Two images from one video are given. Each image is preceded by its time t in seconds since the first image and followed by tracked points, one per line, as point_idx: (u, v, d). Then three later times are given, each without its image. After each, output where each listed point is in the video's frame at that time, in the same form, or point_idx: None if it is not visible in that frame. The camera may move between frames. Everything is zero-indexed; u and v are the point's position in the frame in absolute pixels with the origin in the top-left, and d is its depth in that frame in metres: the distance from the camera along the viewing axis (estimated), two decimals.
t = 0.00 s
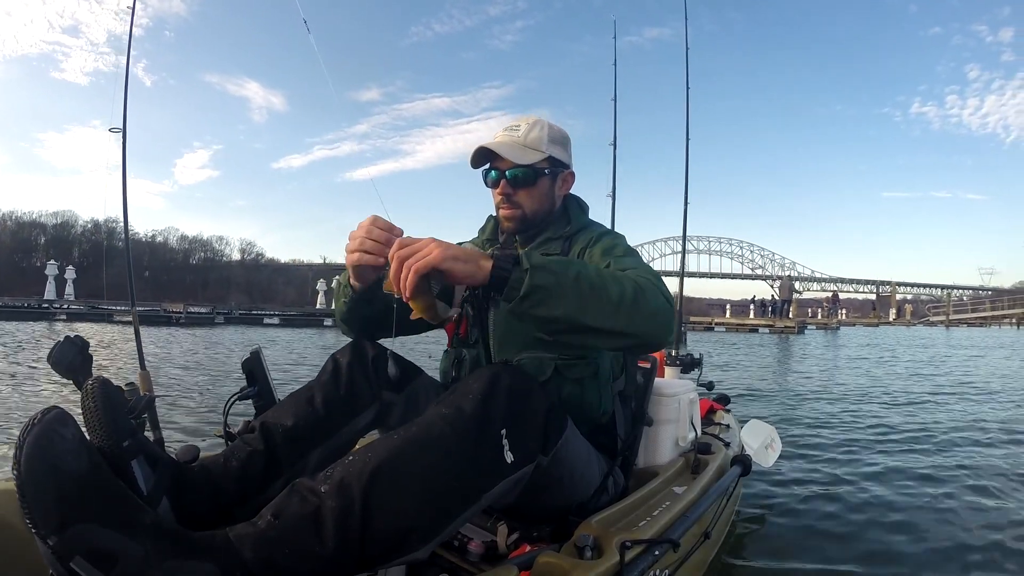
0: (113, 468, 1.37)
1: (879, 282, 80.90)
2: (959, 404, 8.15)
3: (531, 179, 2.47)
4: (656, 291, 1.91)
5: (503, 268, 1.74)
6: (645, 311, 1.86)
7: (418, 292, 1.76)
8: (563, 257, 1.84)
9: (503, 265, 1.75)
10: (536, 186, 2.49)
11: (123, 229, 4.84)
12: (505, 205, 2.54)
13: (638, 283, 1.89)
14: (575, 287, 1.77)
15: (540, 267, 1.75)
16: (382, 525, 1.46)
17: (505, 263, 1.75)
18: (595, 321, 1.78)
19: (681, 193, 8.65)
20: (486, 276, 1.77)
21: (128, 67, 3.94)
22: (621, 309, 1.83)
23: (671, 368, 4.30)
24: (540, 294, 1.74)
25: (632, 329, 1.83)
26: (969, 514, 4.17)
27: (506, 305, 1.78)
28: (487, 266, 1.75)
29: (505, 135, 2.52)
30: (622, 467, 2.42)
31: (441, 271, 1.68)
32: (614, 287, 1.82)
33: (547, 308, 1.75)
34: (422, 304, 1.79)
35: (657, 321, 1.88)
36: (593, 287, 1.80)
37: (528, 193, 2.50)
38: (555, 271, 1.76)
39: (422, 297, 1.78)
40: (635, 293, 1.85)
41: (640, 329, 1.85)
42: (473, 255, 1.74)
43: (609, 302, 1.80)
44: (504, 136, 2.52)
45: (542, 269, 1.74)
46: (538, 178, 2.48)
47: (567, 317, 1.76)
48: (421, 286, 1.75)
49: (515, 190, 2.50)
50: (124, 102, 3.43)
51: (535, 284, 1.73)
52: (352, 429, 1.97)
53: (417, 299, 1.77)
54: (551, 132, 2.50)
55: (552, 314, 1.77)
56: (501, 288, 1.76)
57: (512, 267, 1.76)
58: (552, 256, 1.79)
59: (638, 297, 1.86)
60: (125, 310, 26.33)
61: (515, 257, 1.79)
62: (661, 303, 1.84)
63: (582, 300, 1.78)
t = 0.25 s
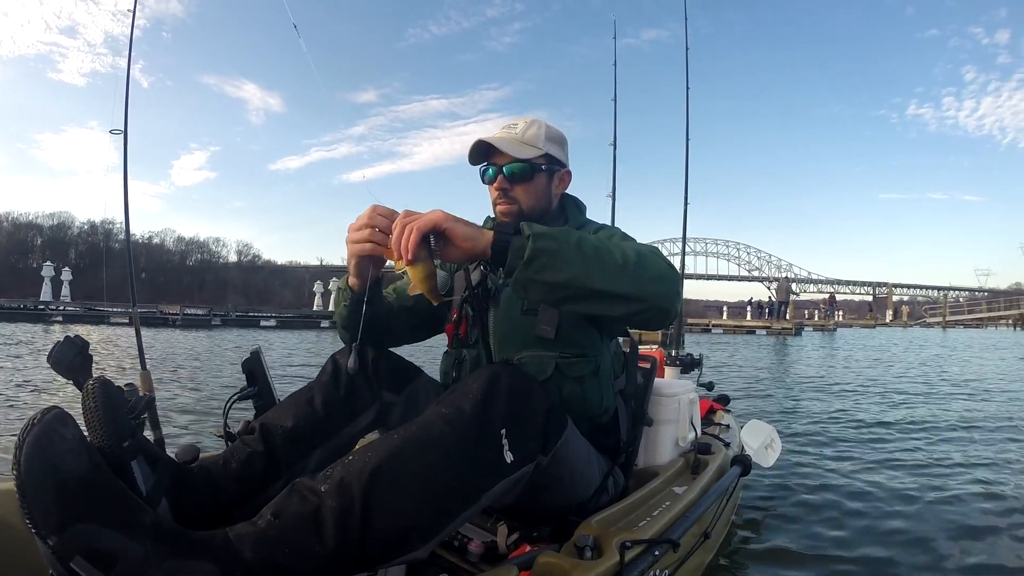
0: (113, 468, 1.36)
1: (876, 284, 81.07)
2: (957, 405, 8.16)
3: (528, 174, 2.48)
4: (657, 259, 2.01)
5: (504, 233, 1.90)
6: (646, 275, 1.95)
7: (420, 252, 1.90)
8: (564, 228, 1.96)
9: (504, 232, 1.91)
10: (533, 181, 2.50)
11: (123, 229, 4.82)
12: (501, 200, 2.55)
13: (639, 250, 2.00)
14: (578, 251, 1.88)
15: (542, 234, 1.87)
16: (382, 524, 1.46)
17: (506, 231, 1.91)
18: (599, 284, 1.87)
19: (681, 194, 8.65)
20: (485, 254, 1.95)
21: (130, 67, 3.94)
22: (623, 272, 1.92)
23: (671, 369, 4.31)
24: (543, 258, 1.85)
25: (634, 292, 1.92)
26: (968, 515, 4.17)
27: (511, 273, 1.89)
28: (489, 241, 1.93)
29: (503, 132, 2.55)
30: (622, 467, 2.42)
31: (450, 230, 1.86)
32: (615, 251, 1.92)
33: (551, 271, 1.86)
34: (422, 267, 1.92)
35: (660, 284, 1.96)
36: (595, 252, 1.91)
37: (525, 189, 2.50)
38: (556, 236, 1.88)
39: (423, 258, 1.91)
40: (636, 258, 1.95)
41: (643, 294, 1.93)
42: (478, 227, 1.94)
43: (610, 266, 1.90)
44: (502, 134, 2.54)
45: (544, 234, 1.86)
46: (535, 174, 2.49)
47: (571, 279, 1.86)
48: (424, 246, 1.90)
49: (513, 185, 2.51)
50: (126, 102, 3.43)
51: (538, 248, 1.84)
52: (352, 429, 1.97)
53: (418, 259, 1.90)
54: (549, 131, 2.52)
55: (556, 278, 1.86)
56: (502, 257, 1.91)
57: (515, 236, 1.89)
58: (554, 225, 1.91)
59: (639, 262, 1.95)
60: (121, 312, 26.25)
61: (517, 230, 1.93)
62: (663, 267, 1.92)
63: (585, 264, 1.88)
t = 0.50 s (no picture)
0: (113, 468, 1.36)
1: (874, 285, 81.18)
2: (955, 406, 8.18)
3: (526, 172, 2.48)
4: (657, 254, 2.01)
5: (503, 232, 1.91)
6: (646, 270, 1.95)
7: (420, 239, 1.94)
8: (564, 224, 1.97)
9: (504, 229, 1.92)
10: (530, 179, 2.50)
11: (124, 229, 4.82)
12: (499, 198, 2.56)
13: (639, 246, 2.00)
14: (577, 246, 1.88)
15: (541, 230, 1.87)
16: (382, 523, 1.46)
17: (506, 226, 1.93)
18: (598, 279, 1.88)
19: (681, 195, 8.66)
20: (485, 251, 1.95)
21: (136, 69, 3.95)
22: (624, 268, 1.93)
23: (671, 369, 4.31)
24: (543, 253, 1.86)
25: (634, 287, 1.92)
26: (967, 516, 4.18)
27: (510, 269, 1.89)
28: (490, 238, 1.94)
29: (501, 131, 2.56)
30: (622, 467, 2.42)
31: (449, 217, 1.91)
32: (614, 246, 1.92)
33: (551, 267, 1.86)
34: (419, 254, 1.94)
35: (661, 280, 1.96)
36: (595, 248, 1.91)
37: (522, 186, 2.50)
38: (556, 232, 1.88)
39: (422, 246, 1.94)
40: (636, 253, 1.95)
41: (643, 290, 1.93)
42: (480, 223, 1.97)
43: (610, 261, 1.90)
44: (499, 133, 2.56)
45: (543, 230, 1.86)
46: (532, 172, 2.49)
47: (570, 274, 1.87)
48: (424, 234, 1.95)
49: (510, 183, 2.51)
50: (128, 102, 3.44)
51: (537, 243, 1.85)
52: (352, 431, 1.96)
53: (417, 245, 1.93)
54: (546, 130, 2.53)
55: (555, 273, 1.87)
56: (501, 253, 1.92)
57: (514, 232, 1.90)
58: (553, 221, 1.92)
59: (639, 257, 1.95)
60: (119, 311, 26.22)
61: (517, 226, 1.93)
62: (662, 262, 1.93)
63: (584, 259, 1.89)
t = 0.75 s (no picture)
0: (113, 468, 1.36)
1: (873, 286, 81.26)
2: (953, 407, 8.19)
3: (520, 170, 2.49)
4: (657, 256, 2.01)
5: (502, 232, 1.90)
6: (646, 272, 1.95)
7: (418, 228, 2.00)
8: (564, 225, 1.97)
9: (503, 229, 1.92)
10: (525, 177, 2.50)
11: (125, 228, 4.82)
12: (494, 198, 2.56)
13: (638, 247, 2.00)
14: (577, 247, 1.88)
15: (541, 230, 1.87)
16: (382, 522, 1.46)
17: (505, 225, 1.94)
18: (597, 280, 1.88)
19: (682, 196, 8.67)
20: (481, 248, 1.95)
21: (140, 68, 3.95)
22: (623, 269, 1.93)
23: (671, 369, 4.32)
24: (542, 254, 1.86)
25: (633, 289, 1.92)
26: (966, 518, 4.18)
27: (509, 270, 1.89)
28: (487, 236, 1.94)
29: (493, 132, 2.58)
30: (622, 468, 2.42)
31: (448, 208, 1.96)
32: (614, 247, 1.92)
33: (550, 268, 1.86)
34: (417, 241, 2.00)
35: (660, 281, 1.96)
36: (594, 249, 1.91)
37: (517, 185, 2.51)
38: (555, 233, 1.88)
39: (421, 234, 2.01)
40: (636, 254, 1.95)
41: (643, 291, 1.93)
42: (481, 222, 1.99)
43: (609, 262, 1.90)
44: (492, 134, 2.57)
45: (542, 231, 1.86)
46: (526, 169, 2.50)
47: (570, 275, 1.87)
48: (425, 223, 2.01)
49: (505, 182, 2.52)
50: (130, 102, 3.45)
51: (537, 244, 1.85)
52: (352, 431, 1.96)
53: (415, 232, 2.00)
54: (538, 128, 2.54)
55: (555, 273, 1.87)
56: (500, 254, 1.92)
57: (514, 232, 1.90)
58: (553, 222, 1.92)
59: (639, 258, 1.96)
60: (117, 309, 26.16)
61: (517, 226, 1.93)
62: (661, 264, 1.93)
63: (583, 260, 1.89)
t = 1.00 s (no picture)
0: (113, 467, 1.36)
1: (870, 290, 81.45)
2: (951, 411, 8.20)
3: (517, 168, 2.49)
4: (655, 254, 2.00)
5: (498, 224, 1.91)
6: (644, 269, 1.94)
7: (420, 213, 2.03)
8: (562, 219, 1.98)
9: (499, 221, 1.92)
10: (522, 176, 2.51)
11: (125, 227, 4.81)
12: (493, 197, 2.56)
13: (637, 245, 2.00)
14: (573, 240, 1.89)
15: (538, 222, 1.89)
16: (381, 522, 1.45)
17: (503, 215, 1.94)
18: (592, 274, 1.89)
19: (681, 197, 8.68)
20: (476, 238, 1.94)
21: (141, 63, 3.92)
22: (620, 264, 1.93)
23: (671, 369, 4.32)
24: (538, 245, 1.87)
25: (629, 284, 1.92)
26: (965, 520, 4.19)
27: (505, 260, 1.90)
28: (483, 226, 1.94)
29: (491, 131, 2.58)
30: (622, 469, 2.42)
31: (446, 196, 1.97)
32: (612, 242, 1.92)
33: (546, 259, 1.87)
34: (416, 226, 2.04)
35: (658, 279, 1.95)
36: (591, 243, 1.92)
37: (515, 184, 2.51)
38: (552, 225, 1.90)
39: (421, 221, 2.04)
40: (635, 250, 1.95)
41: (640, 287, 1.93)
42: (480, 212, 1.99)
43: (606, 257, 1.90)
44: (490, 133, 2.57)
45: (540, 222, 1.88)
46: (524, 168, 2.50)
47: (565, 267, 1.87)
48: (426, 210, 2.04)
49: (502, 181, 2.52)
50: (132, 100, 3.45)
51: (533, 234, 1.86)
52: (351, 432, 1.96)
53: (415, 218, 2.04)
54: (536, 127, 2.54)
55: (550, 265, 1.87)
56: (495, 248, 1.91)
57: (511, 223, 1.91)
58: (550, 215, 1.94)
59: (636, 255, 1.95)
60: (115, 309, 26.07)
61: (514, 219, 1.94)
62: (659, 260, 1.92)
63: (579, 254, 1.89)
